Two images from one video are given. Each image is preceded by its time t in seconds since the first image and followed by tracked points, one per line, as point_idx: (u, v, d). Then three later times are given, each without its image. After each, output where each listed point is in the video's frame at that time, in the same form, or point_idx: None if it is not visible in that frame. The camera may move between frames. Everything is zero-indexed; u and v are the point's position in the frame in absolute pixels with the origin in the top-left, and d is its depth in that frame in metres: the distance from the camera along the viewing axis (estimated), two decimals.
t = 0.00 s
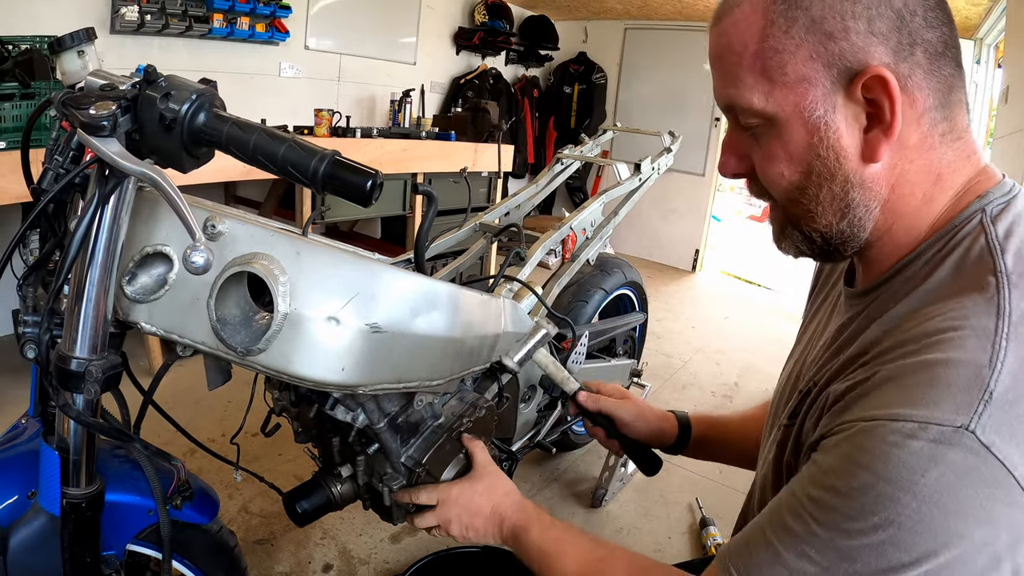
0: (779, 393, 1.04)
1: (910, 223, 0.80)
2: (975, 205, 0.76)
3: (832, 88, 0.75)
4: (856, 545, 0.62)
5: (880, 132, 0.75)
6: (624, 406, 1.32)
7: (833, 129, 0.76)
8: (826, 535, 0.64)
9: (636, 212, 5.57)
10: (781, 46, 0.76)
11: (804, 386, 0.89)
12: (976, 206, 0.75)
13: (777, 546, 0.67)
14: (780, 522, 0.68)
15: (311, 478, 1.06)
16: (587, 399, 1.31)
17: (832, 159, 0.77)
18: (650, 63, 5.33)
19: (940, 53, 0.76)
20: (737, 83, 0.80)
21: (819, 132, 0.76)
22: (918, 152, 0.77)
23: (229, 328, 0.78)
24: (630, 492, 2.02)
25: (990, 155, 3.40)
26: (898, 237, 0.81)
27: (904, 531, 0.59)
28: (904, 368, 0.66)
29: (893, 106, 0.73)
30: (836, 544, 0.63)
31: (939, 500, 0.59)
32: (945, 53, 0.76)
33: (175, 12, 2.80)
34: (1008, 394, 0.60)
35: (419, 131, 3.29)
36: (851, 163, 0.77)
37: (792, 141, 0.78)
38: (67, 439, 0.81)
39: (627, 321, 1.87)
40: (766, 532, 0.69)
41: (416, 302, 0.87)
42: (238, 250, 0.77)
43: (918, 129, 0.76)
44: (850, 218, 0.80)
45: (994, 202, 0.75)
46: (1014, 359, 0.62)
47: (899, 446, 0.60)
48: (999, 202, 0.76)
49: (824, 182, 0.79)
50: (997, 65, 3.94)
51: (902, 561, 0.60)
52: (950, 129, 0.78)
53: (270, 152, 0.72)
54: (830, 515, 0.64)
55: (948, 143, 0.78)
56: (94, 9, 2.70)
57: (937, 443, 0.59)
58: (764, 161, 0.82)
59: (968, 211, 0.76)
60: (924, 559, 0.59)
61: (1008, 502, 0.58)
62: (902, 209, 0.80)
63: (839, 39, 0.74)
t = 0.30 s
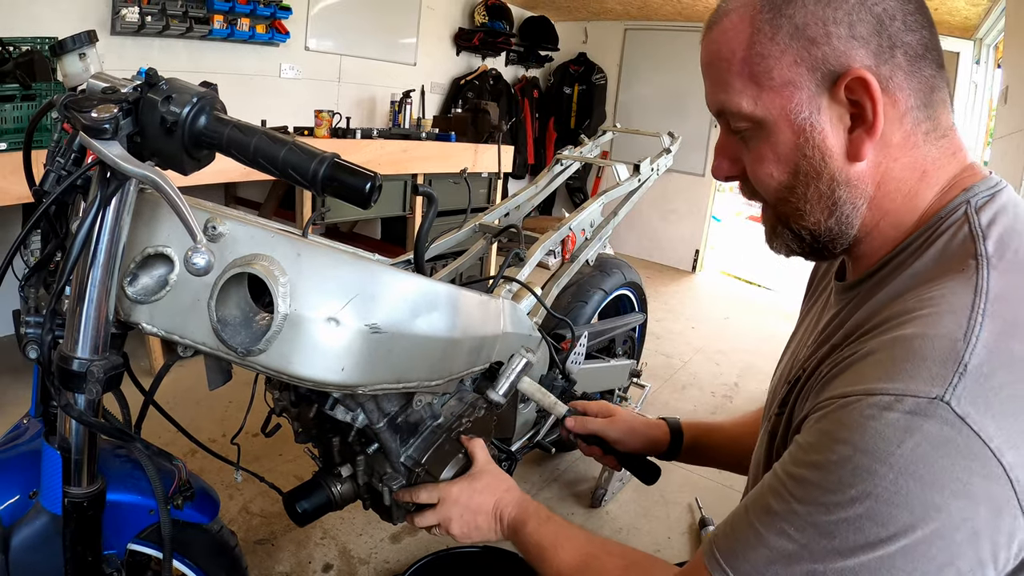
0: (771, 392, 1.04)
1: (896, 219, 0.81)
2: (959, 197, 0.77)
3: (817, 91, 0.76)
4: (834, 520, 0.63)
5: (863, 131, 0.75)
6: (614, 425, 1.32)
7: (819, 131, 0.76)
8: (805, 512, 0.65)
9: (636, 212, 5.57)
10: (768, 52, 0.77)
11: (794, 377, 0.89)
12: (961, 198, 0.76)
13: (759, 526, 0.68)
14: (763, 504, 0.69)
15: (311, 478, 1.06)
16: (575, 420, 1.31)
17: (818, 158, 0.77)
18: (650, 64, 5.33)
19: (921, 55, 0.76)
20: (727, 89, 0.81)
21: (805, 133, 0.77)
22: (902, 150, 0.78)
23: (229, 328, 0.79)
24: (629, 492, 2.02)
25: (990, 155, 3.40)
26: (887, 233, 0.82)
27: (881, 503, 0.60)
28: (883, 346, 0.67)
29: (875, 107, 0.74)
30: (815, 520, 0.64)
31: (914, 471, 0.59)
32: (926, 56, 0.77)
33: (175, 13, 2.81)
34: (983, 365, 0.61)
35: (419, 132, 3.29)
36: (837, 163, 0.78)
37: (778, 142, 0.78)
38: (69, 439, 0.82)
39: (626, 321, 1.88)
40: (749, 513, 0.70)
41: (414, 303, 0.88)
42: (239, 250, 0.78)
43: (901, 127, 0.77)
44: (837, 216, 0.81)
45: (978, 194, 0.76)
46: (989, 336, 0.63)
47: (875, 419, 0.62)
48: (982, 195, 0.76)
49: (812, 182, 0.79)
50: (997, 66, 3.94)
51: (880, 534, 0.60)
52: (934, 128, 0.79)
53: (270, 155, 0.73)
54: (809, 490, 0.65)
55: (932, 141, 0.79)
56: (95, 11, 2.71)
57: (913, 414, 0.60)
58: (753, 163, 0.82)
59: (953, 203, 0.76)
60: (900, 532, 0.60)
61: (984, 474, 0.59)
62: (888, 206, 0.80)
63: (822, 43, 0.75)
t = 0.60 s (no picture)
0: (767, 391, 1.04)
1: (884, 217, 0.82)
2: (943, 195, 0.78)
3: (801, 95, 0.77)
4: (821, 512, 0.64)
5: (847, 132, 0.76)
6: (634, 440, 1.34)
7: (805, 135, 0.77)
8: (793, 506, 0.66)
9: (636, 213, 5.58)
10: (752, 57, 0.78)
11: (785, 375, 0.90)
12: (945, 197, 0.77)
13: (750, 523, 0.69)
14: (754, 502, 0.70)
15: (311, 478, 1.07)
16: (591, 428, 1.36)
17: (806, 161, 0.78)
18: (649, 65, 5.34)
19: (901, 56, 0.77)
20: (716, 96, 0.82)
21: (791, 137, 0.78)
22: (887, 149, 0.79)
23: (230, 329, 0.80)
24: (628, 492, 2.03)
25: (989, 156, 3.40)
26: (877, 230, 0.83)
27: (865, 493, 0.61)
28: (865, 340, 0.69)
29: (858, 108, 0.74)
30: (802, 514, 0.65)
31: (896, 461, 0.60)
32: (906, 57, 0.77)
33: (175, 14, 2.81)
34: (961, 354, 0.63)
35: (419, 133, 3.30)
36: (824, 165, 0.79)
37: (767, 144, 0.80)
38: (71, 439, 0.82)
39: (625, 322, 1.89)
40: (741, 511, 0.71)
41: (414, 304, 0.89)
42: (239, 252, 0.79)
43: (885, 126, 0.77)
44: (827, 215, 0.82)
45: (963, 191, 0.76)
46: (968, 325, 0.64)
47: (857, 411, 0.63)
48: (967, 192, 0.77)
49: (802, 184, 0.80)
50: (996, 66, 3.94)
51: (866, 525, 0.61)
52: (917, 126, 0.80)
53: (270, 158, 0.73)
54: (796, 486, 0.66)
55: (915, 140, 0.80)
56: (96, 13, 2.72)
57: (894, 405, 0.62)
58: (746, 167, 0.83)
59: (937, 202, 0.77)
60: (884, 522, 0.61)
61: (965, 463, 0.60)
62: (876, 204, 0.81)
63: (804, 50, 0.76)
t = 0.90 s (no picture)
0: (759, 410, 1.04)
1: (833, 216, 0.90)
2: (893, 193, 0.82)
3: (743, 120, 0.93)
4: (798, 461, 0.65)
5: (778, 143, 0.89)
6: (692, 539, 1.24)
7: (749, 151, 0.93)
8: (774, 463, 0.67)
9: (637, 213, 5.58)
10: (707, 99, 0.97)
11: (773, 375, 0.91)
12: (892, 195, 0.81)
13: (739, 494, 0.70)
14: (742, 474, 0.71)
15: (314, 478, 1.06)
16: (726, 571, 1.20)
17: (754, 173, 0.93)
18: (650, 65, 5.34)
19: (828, 82, 0.89)
20: (689, 134, 1.01)
21: (740, 153, 0.93)
22: (822, 155, 0.88)
23: (233, 329, 0.79)
24: (629, 492, 2.03)
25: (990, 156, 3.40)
26: (824, 225, 0.91)
27: (836, 431, 0.63)
28: (824, 306, 0.73)
29: (783, 123, 0.88)
30: (782, 466, 0.66)
31: (858, 394, 0.63)
32: (834, 83, 0.89)
33: (177, 15, 2.82)
34: (902, 295, 0.67)
35: (421, 133, 3.31)
36: (768, 176, 0.91)
37: (725, 163, 0.96)
38: (75, 438, 0.82)
39: (626, 322, 1.89)
40: (730, 488, 0.72)
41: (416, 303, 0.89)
42: (243, 252, 0.79)
43: (816, 136, 0.88)
44: (777, 212, 0.93)
45: (911, 190, 0.80)
46: (904, 273, 0.69)
47: (816, 356, 0.67)
48: (915, 191, 0.80)
49: (758, 193, 0.94)
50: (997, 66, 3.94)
51: (840, 464, 0.62)
52: (854, 135, 0.89)
53: (276, 158, 0.73)
54: (775, 443, 0.68)
55: (855, 151, 0.88)
56: (98, 13, 2.72)
57: (847, 343, 0.66)
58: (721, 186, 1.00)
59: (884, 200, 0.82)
60: (859, 457, 0.62)
61: (921, 390, 0.62)
62: (819, 202, 0.90)
63: (744, 86, 0.93)
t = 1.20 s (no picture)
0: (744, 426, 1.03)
1: (797, 221, 0.96)
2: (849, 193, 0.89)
3: (722, 154, 1.07)
4: (779, 378, 0.66)
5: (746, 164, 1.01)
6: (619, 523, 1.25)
7: (726, 175, 1.05)
8: (753, 390, 0.68)
9: (637, 214, 5.58)
10: (701, 142, 1.13)
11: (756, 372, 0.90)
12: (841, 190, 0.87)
13: (729, 433, 0.69)
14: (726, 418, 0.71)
15: (314, 478, 1.06)
16: None
17: (729, 193, 1.04)
18: (650, 65, 5.35)
19: (790, 116, 1.01)
20: (689, 172, 1.16)
21: (721, 179, 1.05)
22: (785, 168, 0.98)
23: (234, 329, 0.79)
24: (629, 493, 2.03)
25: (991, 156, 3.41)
26: (792, 228, 0.97)
27: (806, 341, 0.66)
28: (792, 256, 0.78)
29: (747, 146, 1.00)
30: (765, 389, 0.67)
31: (825, 307, 0.67)
32: (796, 116, 1.01)
33: (177, 15, 2.82)
34: (852, 229, 0.73)
35: (421, 133, 3.31)
36: (739, 192, 1.02)
37: (712, 189, 1.09)
38: (75, 438, 0.82)
39: (627, 322, 1.89)
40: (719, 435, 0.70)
41: (415, 304, 0.89)
42: (243, 252, 0.79)
43: (778, 154, 0.99)
44: (753, 221, 1.01)
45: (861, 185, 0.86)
46: (852, 216, 0.76)
47: (784, 287, 0.72)
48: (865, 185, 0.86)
49: (734, 210, 1.04)
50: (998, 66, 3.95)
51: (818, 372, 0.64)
52: (816, 153, 0.98)
53: (277, 157, 0.73)
54: (755, 374, 0.69)
55: (814, 166, 0.97)
56: (98, 13, 2.72)
57: (811, 270, 0.70)
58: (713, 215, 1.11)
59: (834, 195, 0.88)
60: (835, 361, 0.64)
61: (879, 297, 0.66)
62: (786, 211, 0.97)
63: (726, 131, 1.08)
